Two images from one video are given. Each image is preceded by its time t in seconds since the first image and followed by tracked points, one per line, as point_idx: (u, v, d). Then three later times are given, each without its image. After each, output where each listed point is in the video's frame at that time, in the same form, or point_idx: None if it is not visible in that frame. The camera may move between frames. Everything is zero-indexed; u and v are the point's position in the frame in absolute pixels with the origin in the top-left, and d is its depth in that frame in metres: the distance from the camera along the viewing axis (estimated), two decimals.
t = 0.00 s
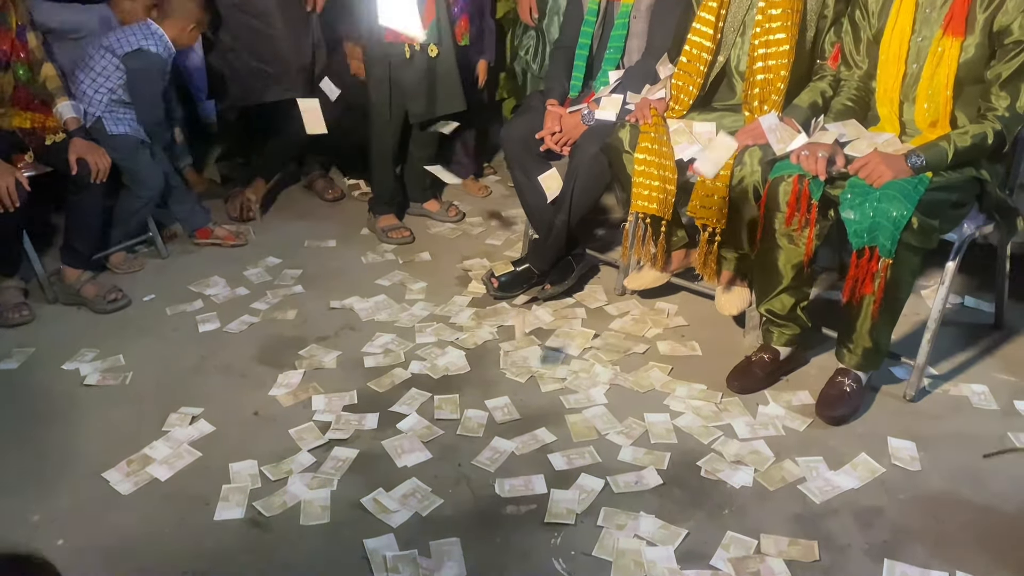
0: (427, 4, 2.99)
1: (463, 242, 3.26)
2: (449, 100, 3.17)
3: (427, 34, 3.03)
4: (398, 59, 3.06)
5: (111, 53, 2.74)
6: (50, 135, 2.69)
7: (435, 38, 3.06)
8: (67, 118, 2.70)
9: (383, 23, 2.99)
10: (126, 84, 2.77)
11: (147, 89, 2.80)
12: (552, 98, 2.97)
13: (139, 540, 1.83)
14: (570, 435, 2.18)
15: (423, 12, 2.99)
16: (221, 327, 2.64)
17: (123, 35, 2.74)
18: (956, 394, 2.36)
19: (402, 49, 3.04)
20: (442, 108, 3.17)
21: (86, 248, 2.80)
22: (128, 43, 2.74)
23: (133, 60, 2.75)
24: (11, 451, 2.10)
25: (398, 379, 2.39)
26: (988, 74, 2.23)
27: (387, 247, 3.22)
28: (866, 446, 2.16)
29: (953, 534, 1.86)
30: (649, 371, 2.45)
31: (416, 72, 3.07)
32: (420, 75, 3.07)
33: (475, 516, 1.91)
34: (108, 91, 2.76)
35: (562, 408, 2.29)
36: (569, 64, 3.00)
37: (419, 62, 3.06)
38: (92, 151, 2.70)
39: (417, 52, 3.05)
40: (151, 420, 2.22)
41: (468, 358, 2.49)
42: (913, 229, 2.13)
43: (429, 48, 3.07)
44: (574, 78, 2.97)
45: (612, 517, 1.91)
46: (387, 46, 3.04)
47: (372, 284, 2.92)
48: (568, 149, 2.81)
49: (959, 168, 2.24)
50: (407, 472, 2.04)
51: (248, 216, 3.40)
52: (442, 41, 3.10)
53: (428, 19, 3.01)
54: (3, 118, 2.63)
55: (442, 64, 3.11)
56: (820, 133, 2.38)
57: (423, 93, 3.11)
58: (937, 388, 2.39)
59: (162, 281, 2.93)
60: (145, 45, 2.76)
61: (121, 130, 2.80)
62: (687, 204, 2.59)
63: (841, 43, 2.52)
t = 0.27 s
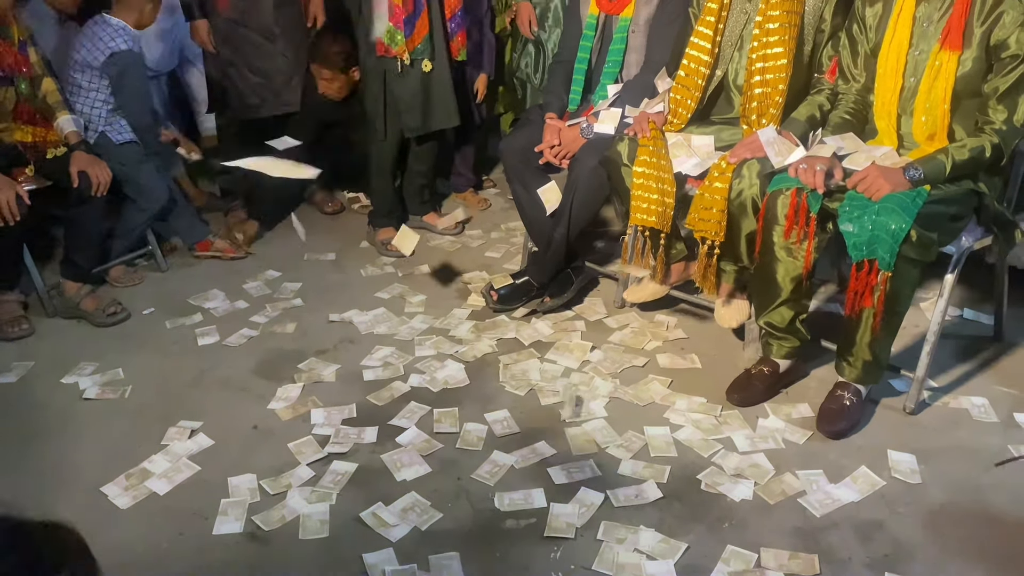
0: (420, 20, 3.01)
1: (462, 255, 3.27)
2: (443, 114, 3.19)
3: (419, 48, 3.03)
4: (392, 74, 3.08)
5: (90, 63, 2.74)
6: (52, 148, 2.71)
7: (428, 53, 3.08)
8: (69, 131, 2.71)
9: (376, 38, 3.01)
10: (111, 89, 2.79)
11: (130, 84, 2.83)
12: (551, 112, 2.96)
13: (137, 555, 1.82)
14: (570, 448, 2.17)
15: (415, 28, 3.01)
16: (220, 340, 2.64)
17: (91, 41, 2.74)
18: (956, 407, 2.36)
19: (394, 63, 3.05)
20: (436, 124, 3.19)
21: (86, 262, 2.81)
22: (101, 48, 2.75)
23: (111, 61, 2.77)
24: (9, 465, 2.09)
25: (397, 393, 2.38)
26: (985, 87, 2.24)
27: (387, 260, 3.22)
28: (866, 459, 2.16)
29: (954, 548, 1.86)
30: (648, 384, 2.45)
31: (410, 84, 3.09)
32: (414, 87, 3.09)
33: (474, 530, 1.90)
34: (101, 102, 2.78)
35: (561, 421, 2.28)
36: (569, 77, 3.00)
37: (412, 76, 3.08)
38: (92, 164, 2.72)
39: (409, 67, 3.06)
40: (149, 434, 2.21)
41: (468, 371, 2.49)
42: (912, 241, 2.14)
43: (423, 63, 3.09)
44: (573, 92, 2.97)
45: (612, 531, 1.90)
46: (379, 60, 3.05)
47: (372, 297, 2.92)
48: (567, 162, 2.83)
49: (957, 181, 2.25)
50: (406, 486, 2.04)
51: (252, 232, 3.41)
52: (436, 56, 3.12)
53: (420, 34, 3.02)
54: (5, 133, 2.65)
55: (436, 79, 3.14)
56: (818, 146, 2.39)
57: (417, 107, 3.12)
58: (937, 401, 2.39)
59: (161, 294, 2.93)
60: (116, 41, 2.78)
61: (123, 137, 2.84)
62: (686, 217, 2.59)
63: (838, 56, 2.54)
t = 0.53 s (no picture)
0: (416, 28, 3.02)
1: (461, 261, 3.26)
2: (441, 120, 3.18)
3: (416, 56, 3.04)
4: (389, 80, 3.08)
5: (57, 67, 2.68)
6: (48, 155, 2.73)
7: (425, 61, 3.08)
8: (67, 138, 2.73)
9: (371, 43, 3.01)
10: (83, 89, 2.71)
11: (104, 83, 2.73)
12: (550, 118, 2.96)
13: (133, 564, 1.81)
14: (569, 456, 2.16)
15: (411, 36, 3.01)
16: (218, 347, 2.64)
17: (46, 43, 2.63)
18: (956, 414, 2.35)
19: (391, 69, 3.05)
20: (435, 130, 3.19)
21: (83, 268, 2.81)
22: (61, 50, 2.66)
23: (74, 63, 2.67)
24: (6, 473, 2.08)
25: (395, 400, 2.38)
26: (985, 93, 2.24)
27: (386, 266, 3.21)
28: (866, 466, 2.15)
29: (956, 556, 1.85)
30: (648, 391, 2.44)
31: (409, 91, 3.10)
32: (413, 94, 3.10)
33: (473, 538, 1.89)
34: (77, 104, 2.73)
35: (561, 428, 2.28)
36: (568, 83, 3.00)
37: (411, 82, 3.08)
38: (90, 171, 2.73)
39: (406, 74, 3.06)
40: (146, 441, 2.21)
41: (467, 378, 2.49)
42: (912, 248, 2.12)
43: (420, 70, 3.09)
44: (572, 98, 2.97)
45: (611, 539, 1.89)
46: (376, 66, 3.06)
47: (371, 304, 2.91)
48: (566, 168, 2.81)
49: (956, 188, 2.25)
50: (405, 494, 2.03)
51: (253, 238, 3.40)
52: (433, 62, 3.12)
53: (416, 41, 3.02)
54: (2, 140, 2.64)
55: (433, 84, 3.13)
56: (817, 152, 2.39)
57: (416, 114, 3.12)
58: (938, 407, 2.38)
59: (160, 301, 2.93)
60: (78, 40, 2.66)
61: (108, 138, 2.78)
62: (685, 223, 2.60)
63: (837, 63, 2.54)
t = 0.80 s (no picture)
0: (416, 30, 3.02)
1: (461, 264, 3.26)
2: (441, 121, 3.18)
3: (416, 58, 3.03)
4: (388, 83, 3.08)
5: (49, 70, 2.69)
6: (48, 158, 2.70)
7: (425, 62, 3.08)
8: (68, 142, 2.69)
9: (372, 45, 3.00)
10: (76, 90, 2.73)
11: (96, 83, 2.75)
12: (549, 120, 2.95)
13: (132, 566, 1.81)
14: (568, 459, 2.16)
15: (411, 38, 3.01)
16: (217, 349, 2.63)
17: (33, 47, 2.63)
18: (957, 416, 2.34)
19: (391, 72, 3.04)
20: (435, 132, 3.18)
21: (83, 271, 2.81)
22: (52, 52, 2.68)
23: (65, 64, 2.68)
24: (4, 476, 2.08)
25: (395, 403, 2.37)
26: (985, 96, 2.24)
27: (385, 269, 3.21)
28: (867, 469, 2.14)
29: (957, 560, 1.84)
30: (648, 394, 2.43)
31: (409, 93, 3.08)
32: (412, 96, 3.09)
33: (472, 541, 1.89)
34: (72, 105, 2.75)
35: (560, 431, 2.27)
36: (568, 86, 3.00)
37: (411, 84, 3.07)
38: (92, 174, 2.72)
39: (406, 76, 3.05)
40: (145, 444, 2.20)
41: (466, 381, 2.48)
42: (911, 250, 2.13)
43: (420, 73, 3.09)
44: (571, 100, 2.97)
45: (611, 542, 1.88)
46: (378, 69, 3.05)
47: (370, 306, 2.91)
48: (565, 170, 2.81)
49: (957, 190, 2.24)
50: (404, 497, 2.02)
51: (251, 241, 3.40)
52: (433, 64, 3.12)
53: (416, 43, 3.02)
54: None
55: (434, 86, 3.14)
56: (817, 155, 2.38)
57: (415, 115, 3.12)
58: (938, 410, 2.37)
59: (159, 303, 2.92)
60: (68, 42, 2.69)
61: (104, 137, 2.80)
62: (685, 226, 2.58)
63: (837, 65, 2.55)
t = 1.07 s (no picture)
0: (419, 30, 3.01)
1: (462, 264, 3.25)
2: (442, 122, 3.18)
3: (419, 58, 3.03)
4: (390, 84, 3.08)
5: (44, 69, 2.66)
6: (48, 158, 2.68)
7: (427, 63, 3.07)
8: (68, 141, 2.68)
9: (376, 46, 2.99)
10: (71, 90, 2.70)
11: (90, 82, 2.72)
12: (551, 121, 2.95)
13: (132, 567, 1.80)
14: (569, 460, 2.15)
15: (414, 38, 3.00)
16: (218, 350, 2.63)
17: (27, 44, 2.59)
18: (959, 418, 2.34)
19: (394, 72, 3.04)
20: (436, 133, 3.19)
21: (83, 270, 2.80)
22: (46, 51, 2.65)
23: (59, 62, 2.65)
24: (4, 476, 2.07)
25: (395, 404, 2.37)
26: (987, 97, 2.24)
27: (386, 269, 3.21)
28: (868, 471, 2.14)
29: (958, 562, 1.84)
30: (649, 395, 2.43)
31: (411, 93, 3.09)
32: (414, 97, 3.09)
33: (473, 542, 1.88)
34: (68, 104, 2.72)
35: (561, 432, 2.27)
36: (569, 87, 2.99)
37: (414, 84, 3.08)
38: (92, 173, 2.71)
39: (409, 77, 3.06)
40: (146, 445, 2.20)
41: (467, 382, 2.48)
42: (913, 252, 2.12)
43: (422, 73, 3.08)
44: (573, 101, 2.96)
45: (611, 544, 1.88)
46: (380, 69, 3.05)
47: (371, 307, 2.90)
48: (567, 171, 2.81)
49: (959, 192, 2.24)
50: (404, 498, 2.02)
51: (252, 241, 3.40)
52: (435, 64, 3.11)
53: (419, 44, 3.01)
54: None
55: (436, 87, 3.13)
56: (819, 156, 2.38)
57: (417, 116, 3.12)
58: (940, 412, 2.37)
59: (160, 304, 2.92)
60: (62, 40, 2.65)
61: (100, 136, 2.78)
62: (686, 227, 2.58)
63: (840, 66, 2.53)
